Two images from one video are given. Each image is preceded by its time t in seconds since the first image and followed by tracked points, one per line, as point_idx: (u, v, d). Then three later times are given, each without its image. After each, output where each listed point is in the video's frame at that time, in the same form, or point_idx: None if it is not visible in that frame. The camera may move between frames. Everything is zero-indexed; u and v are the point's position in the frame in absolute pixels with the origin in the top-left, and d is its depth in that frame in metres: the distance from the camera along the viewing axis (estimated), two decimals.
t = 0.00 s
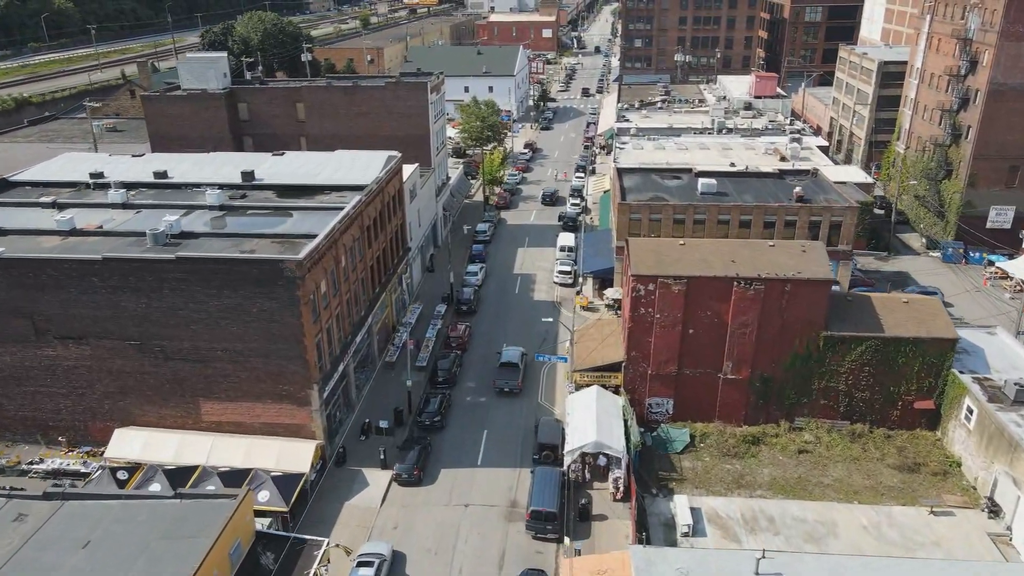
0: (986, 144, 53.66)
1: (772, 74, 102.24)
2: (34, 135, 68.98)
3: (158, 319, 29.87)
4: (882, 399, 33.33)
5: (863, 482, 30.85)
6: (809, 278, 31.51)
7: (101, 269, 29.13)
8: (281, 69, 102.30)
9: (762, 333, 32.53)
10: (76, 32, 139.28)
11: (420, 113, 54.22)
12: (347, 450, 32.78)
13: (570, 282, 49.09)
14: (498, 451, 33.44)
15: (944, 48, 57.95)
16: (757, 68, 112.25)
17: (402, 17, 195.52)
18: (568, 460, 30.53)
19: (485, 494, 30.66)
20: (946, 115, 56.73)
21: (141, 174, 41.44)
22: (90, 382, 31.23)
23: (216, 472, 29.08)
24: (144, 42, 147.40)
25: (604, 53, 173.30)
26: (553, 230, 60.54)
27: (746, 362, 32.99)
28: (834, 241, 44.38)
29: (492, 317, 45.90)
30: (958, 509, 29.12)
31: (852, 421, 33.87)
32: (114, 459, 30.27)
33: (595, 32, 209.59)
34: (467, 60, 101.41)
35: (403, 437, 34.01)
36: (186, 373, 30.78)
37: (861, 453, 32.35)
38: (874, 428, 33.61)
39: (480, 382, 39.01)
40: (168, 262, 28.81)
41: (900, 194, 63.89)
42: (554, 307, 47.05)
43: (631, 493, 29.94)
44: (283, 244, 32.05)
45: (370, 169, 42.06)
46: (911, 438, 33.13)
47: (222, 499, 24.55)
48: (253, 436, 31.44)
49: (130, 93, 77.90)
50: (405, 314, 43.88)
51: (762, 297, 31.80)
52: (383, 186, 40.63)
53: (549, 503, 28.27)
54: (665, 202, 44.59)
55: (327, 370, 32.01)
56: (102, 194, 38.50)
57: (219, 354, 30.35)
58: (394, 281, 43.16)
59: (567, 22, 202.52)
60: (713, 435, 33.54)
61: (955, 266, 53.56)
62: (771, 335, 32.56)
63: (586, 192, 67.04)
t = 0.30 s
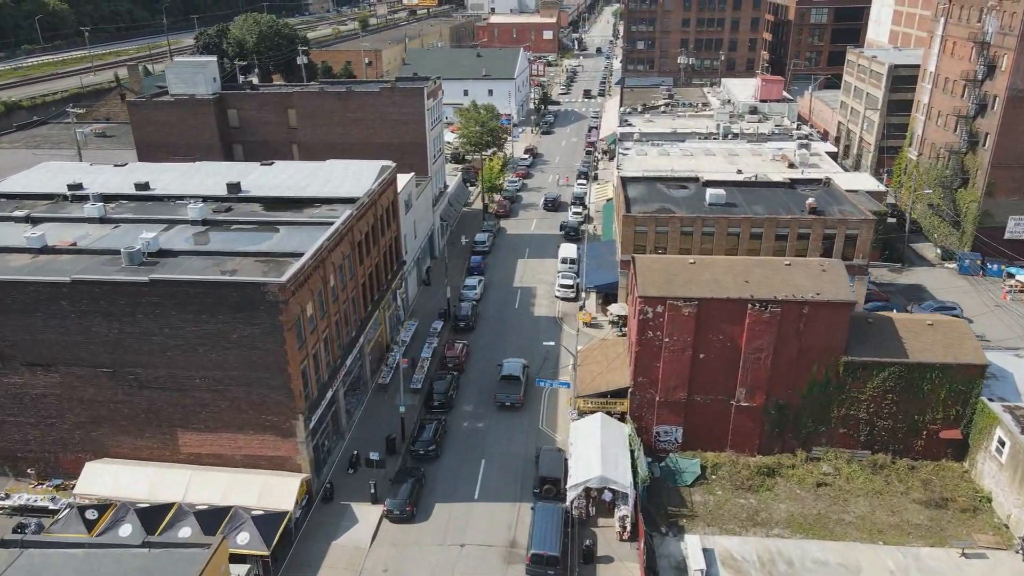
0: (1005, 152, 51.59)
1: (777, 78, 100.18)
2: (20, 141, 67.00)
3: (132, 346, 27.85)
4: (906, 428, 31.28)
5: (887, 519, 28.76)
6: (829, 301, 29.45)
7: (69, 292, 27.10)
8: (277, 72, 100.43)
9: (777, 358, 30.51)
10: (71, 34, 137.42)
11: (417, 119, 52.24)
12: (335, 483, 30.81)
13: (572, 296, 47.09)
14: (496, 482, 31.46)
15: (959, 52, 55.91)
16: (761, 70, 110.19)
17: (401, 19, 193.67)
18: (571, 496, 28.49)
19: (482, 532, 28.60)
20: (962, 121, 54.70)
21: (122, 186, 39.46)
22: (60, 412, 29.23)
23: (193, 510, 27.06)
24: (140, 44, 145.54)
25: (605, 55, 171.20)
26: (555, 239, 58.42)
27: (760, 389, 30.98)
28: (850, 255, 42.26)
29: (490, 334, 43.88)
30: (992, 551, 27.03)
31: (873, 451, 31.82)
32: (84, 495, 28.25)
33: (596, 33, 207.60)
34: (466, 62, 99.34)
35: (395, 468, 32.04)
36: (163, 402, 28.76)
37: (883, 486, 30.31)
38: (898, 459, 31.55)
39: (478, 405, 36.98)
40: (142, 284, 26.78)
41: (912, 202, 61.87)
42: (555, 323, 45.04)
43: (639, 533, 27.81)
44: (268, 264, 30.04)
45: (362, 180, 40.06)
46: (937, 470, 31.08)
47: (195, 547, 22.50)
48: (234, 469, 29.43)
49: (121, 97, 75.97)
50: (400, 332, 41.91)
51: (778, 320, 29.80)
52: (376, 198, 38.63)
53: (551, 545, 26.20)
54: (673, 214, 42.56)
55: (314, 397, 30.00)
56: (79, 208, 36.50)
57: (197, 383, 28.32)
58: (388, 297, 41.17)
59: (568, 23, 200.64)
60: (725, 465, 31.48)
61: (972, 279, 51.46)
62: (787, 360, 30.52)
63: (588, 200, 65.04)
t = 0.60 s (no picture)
0: None
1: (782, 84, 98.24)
2: (5, 150, 64.98)
3: (101, 380, 25.84)
4: (933, 464, 29.21)
5: (916, 565, 26.65)
6: (852, 330, 27.46)
7: (32, 323, 25.08)
8: (273, 78, 98.57)
9: (795, 391, 28.49)
10: (67, 40, 135.79)
11: (413, 130, 50.28)
12: (322, 524, 28.75)
13: (574, 315, 45.15)
14: (494, 522, 29.41)
15: (976, 59, 53.96)
16: (765, 77, 108.27)
17: (401, 24, 191.98)
18: (575, 541, 26.39)
19: None
20: (979, 132, 52.72)
21: (101, 202, 37.51)
22: (25, 449, 27.22)
23: (165, 559, 25.01)
24: (137, 49, 143.79)
25: (607, 61, 169.41)
26: (557, 253, 56.40)
27: (777, 422, 28.94)
28: (866, 274, 40.20)
29: (489, 356, 41.84)
30: None
31: (897, 489, 29.74)
32: (50, 540, 26.27)
33: (597, 39, 205.92)
34: (466, 69, 97.49)
35: (386, 506, 30.01)
36: (135, 440, 26.74)
37: (910, 528, 28.22)
38: (924, 498, 29.46)
39: (475, 435, 34.93)
40: (110, 315, 24.75)
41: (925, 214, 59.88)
42: (557, 344, 43.01)
43: None
44: (250, 290, 28.01)
45: (354, 195, 38.08)
46: (966, 510, 28.99)
47: None
48: (212, 511, 27.39)
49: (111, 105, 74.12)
50: (394, 356, 39.94)
51: (797, 350, 27.79)
52: (369, 215, 36.66)
53: None
54: (680, 231, 40.55)
55: (299, 432, 27.96)
56: (54, 226, 34.52)
57: (172, 419, 26.29)
58: (381, 319, 39.19)
59: (569, 28, 198.88)
60: (739, 504, 29.43)
61: (991, 296, 49.34)
62: (807, 393, 28.50)
63: (590, 212, 63.05)
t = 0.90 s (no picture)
0: None
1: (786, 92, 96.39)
2: None
3: (64, 421, 23.77)
4: (965, 507, 27.10)
5: None
6: (878, 364, 25.40)
7: None
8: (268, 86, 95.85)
9: (817, 428, 26.40)
10: (61, 47, 134.13)
11: (408, 143, 48.34)
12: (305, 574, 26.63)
13: (576, 336, 43.17)
14: (491, 568, 27.30)
15: (993, 68, 52.07)
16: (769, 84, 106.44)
17: (399, 30, 190.37)
18: None
19: None
20: (996, 143, 50.82)
21: (78, 221, 35.51)
22: None
23: None
24: (133, 56, 142.05)
25: (608, 68, 167.65)
26: (557, 269, 54.36)
27: (796, 463, 26.85)
28: (884, 295, 38.14)
29: (487, 381, 39.73)
30: None
31: (925, 533, 27.63)
32: None
33: (598, 45, 204.36)
34: (465, 77, 95.60)
35: (376, 552, 27.89)
36: (102, 485, 24.66)
37: None
38: (955, 543, 27.32)
39: (472, 470, 32.81)
40: (72, 351, 22.67)
41: (938, 228, 57.91)
42: (558, 368, 40.94)
43: None
44: (227, 320, 25.94)
45: (344, 214, 36.05)
46: (1001, 558, 26.86)
47: None
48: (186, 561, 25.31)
49: (99, 114, 72.15)
50: (387, 383, 37.86)
51: (819, 386, 25.72)
52: (359, 235, 34.60)
53: None
54: (688, 250, 38.53)
55: (281, 474, 25.87)
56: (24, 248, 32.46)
57: (142, 463, 24.21)
58: (373, 344, 37.12)
59: (569, 34, 197.27)
60: (756, 550, 27.32)
61: (1011, 315, 47.27)
62: (829, 431, 26.40)
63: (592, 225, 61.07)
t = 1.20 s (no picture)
0: None
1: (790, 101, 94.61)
2: None
3: (18, 470, 21.65)
4: (1002, 558, 24.84)
5: None
6: (909, 404, 23.34)
7: None
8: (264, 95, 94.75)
9: (842, 473, 24.29)
10: (55, 55, 132.38)
11: (403, 157, 46.39)
12: None
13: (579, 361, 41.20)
14: None
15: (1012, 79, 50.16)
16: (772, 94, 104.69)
17: (398, 38, 188.81)
18: None
19: None
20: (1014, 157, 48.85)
21: (51, 243, 33.47)
22: None
23: None
24: (128, 64, 140.35)
25: (608, 76, 166.00)
26: (558, 287, 52.29)
27: (819, 510, 24.72)
28: (903, 320, 36.04)
29: (485, 410, 37.64)
30: None
31: None
32: None
33: (598, 54, 202.93)
34: (463, 86, 93.81)
35: None
36: (61, 538, 22.52)
37: None
38: None
39: (468, 510, 30.64)
40: (27, 395, 20.56)
41: (952, 243, 55.89)
42: (560, 395, 38.85)
43: None
44: (201, 356, 23.86)
45: (333, 235, 34.02)
46: None
47: None
48: None
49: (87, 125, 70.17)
50: (379, 413, 35.75)
51: (844, 429, 23.63)
52: (349, 258, 32.55)
53: None
54: (696, 272, 36.50)
55: (259, 525, 23.74)
56: None
57: (104, 516, 22.09)
58: (363, 372, 35.03)
59: (569, 42, 195.74)
60: None
61: None
62: (855, 476, 24.29)
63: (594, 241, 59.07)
